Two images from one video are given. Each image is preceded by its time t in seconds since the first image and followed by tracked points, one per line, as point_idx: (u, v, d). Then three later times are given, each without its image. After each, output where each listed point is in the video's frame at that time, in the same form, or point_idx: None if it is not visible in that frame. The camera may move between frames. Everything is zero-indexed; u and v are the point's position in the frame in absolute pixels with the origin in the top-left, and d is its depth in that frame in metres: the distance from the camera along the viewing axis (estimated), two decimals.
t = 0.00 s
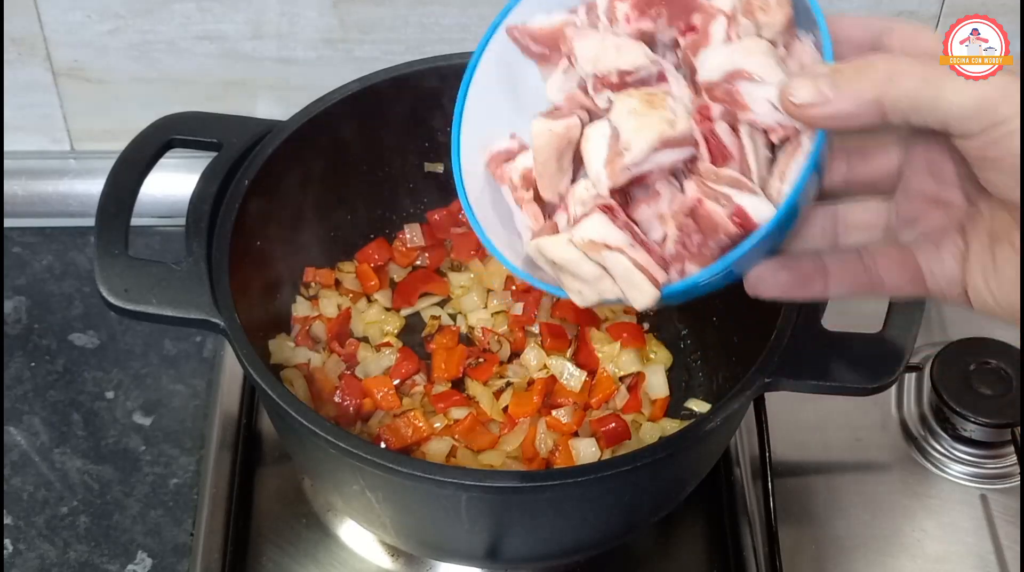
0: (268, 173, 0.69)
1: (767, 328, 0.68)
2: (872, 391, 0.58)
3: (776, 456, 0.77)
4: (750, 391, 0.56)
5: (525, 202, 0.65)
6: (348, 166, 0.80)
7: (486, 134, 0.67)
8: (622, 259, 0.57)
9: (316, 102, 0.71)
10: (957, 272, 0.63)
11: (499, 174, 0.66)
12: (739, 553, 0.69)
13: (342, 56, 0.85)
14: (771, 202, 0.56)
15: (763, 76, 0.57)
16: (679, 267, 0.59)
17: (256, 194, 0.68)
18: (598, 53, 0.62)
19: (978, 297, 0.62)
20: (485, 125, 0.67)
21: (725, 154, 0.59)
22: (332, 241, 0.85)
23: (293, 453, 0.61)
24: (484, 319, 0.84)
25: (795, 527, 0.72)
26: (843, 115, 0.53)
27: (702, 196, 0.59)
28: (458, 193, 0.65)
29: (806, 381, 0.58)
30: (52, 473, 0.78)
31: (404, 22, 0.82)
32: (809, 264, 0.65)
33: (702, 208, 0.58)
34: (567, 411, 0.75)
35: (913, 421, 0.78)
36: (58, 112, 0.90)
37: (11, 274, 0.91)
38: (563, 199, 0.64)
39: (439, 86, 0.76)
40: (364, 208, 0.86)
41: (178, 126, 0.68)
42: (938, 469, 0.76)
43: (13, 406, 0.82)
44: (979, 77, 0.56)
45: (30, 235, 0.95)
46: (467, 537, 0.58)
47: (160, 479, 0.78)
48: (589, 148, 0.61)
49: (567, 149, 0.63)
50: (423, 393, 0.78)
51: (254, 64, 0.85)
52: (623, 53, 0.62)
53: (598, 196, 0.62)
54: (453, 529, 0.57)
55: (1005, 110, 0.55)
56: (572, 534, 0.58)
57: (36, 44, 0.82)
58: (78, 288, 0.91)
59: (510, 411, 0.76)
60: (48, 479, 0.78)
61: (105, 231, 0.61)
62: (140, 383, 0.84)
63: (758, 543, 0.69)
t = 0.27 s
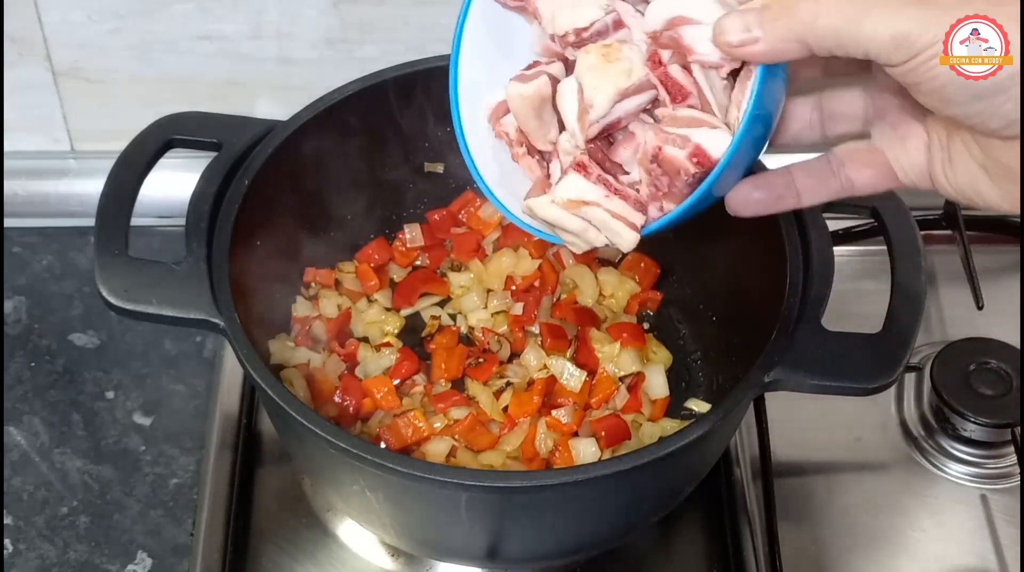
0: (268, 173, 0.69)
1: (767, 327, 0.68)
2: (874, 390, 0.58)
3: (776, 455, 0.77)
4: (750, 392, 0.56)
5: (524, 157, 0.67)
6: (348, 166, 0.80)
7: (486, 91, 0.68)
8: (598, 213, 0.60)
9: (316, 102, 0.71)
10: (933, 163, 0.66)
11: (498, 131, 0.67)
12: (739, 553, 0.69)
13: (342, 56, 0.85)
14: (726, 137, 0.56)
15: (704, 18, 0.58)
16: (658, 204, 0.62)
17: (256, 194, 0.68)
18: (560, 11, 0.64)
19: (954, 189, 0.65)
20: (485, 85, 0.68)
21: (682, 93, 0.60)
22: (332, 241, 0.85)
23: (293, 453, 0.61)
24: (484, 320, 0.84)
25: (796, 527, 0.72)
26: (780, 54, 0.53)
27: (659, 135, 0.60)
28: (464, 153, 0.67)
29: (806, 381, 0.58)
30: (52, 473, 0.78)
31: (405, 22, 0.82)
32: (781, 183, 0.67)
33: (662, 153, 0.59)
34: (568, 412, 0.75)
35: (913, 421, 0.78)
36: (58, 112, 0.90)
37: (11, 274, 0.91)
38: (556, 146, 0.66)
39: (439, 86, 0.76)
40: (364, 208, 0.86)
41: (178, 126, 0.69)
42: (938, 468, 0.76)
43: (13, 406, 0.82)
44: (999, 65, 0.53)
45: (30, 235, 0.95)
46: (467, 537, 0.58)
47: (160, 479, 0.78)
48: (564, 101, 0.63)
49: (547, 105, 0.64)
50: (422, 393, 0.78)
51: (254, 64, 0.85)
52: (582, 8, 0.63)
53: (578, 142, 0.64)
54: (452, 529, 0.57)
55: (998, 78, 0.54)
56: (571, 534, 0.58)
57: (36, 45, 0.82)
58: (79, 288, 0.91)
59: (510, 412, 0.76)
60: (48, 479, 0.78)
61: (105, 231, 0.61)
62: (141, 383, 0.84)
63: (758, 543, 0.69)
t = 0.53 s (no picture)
0: (268, 173, 0.69)
1: (767, 327, 0.68)
2: (874, 391, 0.58)
3: (775, 456, 0.77)
4: (750, 392, 0.56)
5: (571, 174, 0.68)
6: (348, 167, 0.80)
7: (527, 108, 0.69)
8: (643, 228, 0.60)
9: (316, 102, 0.71)
10: (945, 144, 0.63)
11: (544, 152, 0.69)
12: (739, 553, 0.69)
13: (342, 56, 0.85)
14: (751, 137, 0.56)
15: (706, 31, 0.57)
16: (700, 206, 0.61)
17: (256, 194, 0.68)
18: (572, 37, 0.64)
19: (966, 166, 0.63)
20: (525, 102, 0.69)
21: (701, 99, 0.59)
22: (331, 242, 0.86)
23: (293, 453, 0.61)
24: (484, 320, 0.84)
25: (795, 527, 0.72)
26: (776, 60, 0.51)
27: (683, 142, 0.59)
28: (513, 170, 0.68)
29: (806, 381, 0.58)
30: (52, 473, 0.78)
31: (405, 23, 0.82)
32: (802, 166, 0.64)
33: (690, 164, 0.58)
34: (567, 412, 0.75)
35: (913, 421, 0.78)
36: (58, 112, 0.90)
37: (11, 274, 0.91)
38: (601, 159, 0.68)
39: (439, 86, 0.76)
40: (363, 208, 0.86)
41: (177, 126, 0.69)
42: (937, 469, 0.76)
43: (13, 406, 0.82)
44: (998, 65, 0.50)
45: (30, 235, 0.95)
46: (467, 537, 0.58)
47: (160, 479, 0.78)
48: (593, 120, 0.65)
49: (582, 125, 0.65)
50: (422, 393, 0.78)
51: (254, 64, 0.85)
52: (594, 29, 0.63)
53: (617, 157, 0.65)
54: (452, 529, 0.57)
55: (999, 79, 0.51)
56: (571, 534, 0.58)
57: (36, 44, 0.82)
58: (79, 288, 0.91)
59: (510, 411, 0.76)
60: (48, 479, 0.78)
61: (105, 231, 0.61)
62: (141, 383, 0.84)
63: (758, 543, 0.69)
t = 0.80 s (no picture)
0: (268, 173, 0.69)
1: (767, 326, 0.68)
2: (873, 391, 0.58)
3: (776, 456, 0.77)
4: (750, 392, 0.56)
5: (574, 200, 0.69)
6: (347, 167, 0.80)
7: (506, 142, 0.69)
8: (654, 266, 0.61)
9: (316, 102, 0.71)
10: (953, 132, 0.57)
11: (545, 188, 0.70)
12: (739, 553, 0.69)
13: (342, 56, 0.85)
14: (730, 160, 0.56)
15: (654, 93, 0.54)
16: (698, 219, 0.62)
17: (256, 194, 0.68)
18: (530, 111, 0.63)
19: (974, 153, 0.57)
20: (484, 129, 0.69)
21: (670, 135, 0.58)
22: (331, 242, 0.86)
23: (293, 453, 0.61)
24: (484, 320, 0.84)
25: (795, 527, 0.72)
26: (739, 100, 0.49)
27: (668, 180, 0.60)
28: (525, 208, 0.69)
29: (805, 381, 0.58)
30: (52, 473, 0.78)
31: (405, 23, 0.82)
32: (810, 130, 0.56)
33: (682, 203, 0.60)
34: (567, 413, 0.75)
35: (913, 421, 0.78)
36: (58, 112, 0.90)
37: (11, 274, 0.91)
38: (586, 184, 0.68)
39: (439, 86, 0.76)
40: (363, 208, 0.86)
41: (177, 126, 0.69)
42: (937, 468, 0.76)
43: (13, 406, 0.82)
44: (999, 65, 0.46)
45: (30, 235, 0.95)
46: (467, 537, 0.58)
47: (160, 479, 0.78)
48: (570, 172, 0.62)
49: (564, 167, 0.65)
50: (422, 393, 0.78)
51: (254, 64, 0.85)
52: (545, 99, 0.61)
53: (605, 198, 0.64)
54: (452, 530, 0.57)
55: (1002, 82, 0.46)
56: (571, 534, 0.58)
57: (36, 44, 0.82)
58: (79, 288, 0.91)
59: (510, 411, 0.76)
60: (48, 478, 0.78)
61: (104, 231, 0.61)
62: (141, 383, 0.84)
63: (758, 543, 0.69)
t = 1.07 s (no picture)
0: (268, 174, 0.69)
1: (767, 326, 0.68)
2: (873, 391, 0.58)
3: (776, 456, 0.77)
4: (750, 391, 0.56)
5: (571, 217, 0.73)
6: (347, 167, 0.80)
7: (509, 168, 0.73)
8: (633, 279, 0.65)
9: (316, 102, 0.71)
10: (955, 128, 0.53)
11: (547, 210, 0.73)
12: (740, 553, 0.69)
13: (342, 56, 0.85)
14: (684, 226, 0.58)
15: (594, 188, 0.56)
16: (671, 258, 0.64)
17: (256, 194, 0.68)
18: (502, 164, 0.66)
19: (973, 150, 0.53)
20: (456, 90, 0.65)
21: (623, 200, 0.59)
22: (331, 242, 0.86)
23: (293, 453, 0.61)
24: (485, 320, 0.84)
25: (795, 527, 0.72)
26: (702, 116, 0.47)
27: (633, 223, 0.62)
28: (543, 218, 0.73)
29: (806, 381, 0.58)
30: (52, 473, 0.78)
31: (404, 23, 0.82)
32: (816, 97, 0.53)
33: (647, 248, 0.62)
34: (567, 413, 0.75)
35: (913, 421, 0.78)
36: (58, 112, 0.90)
37: (11, 274, 0.91)
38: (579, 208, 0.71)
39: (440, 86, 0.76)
40: (363, 208, 0.86)
41: (177, 126, 0.69)
42: (937, 469, 0.76)
43: (13, 406, 0.82)
44: (999, 66, 0.46)
45: (30, 235, 0.95)
46: (467, 537, 0.58)
47: (160, 479, 0.78)
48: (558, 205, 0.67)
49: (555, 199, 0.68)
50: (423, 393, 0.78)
51: (254, 63, 0.85)
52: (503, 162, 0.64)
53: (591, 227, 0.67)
54: (452, 530, 0.57)
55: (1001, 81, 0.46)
56: (571, 534, 0.58)
57: (36, 44, 0.82)
58: (78, 288, 0.91)
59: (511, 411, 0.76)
60: (48, 479, 0.78)
61: (105, 231, 0.61)
62: (140, 383, 0.84)
63: (758, 543, 0.69)
